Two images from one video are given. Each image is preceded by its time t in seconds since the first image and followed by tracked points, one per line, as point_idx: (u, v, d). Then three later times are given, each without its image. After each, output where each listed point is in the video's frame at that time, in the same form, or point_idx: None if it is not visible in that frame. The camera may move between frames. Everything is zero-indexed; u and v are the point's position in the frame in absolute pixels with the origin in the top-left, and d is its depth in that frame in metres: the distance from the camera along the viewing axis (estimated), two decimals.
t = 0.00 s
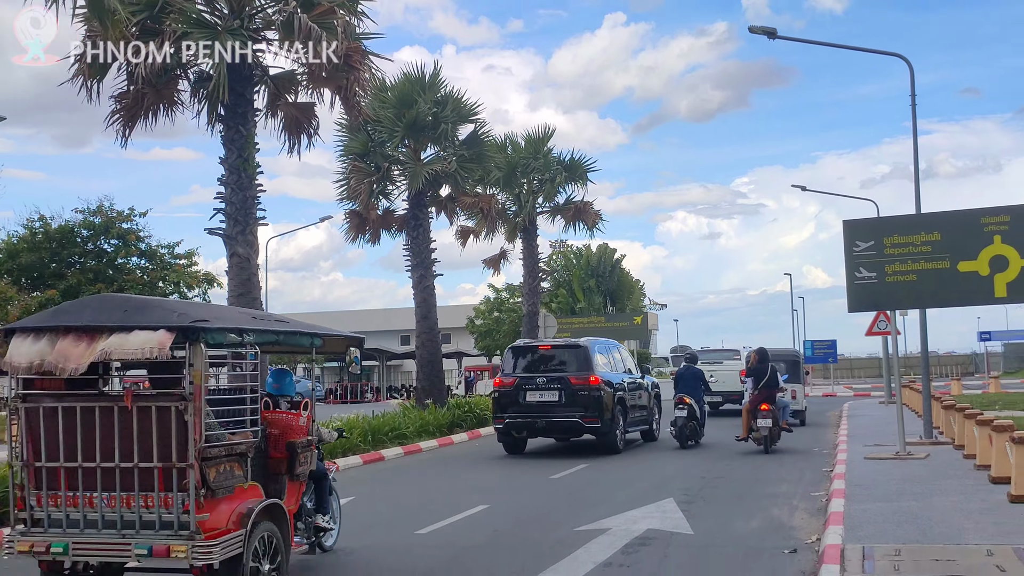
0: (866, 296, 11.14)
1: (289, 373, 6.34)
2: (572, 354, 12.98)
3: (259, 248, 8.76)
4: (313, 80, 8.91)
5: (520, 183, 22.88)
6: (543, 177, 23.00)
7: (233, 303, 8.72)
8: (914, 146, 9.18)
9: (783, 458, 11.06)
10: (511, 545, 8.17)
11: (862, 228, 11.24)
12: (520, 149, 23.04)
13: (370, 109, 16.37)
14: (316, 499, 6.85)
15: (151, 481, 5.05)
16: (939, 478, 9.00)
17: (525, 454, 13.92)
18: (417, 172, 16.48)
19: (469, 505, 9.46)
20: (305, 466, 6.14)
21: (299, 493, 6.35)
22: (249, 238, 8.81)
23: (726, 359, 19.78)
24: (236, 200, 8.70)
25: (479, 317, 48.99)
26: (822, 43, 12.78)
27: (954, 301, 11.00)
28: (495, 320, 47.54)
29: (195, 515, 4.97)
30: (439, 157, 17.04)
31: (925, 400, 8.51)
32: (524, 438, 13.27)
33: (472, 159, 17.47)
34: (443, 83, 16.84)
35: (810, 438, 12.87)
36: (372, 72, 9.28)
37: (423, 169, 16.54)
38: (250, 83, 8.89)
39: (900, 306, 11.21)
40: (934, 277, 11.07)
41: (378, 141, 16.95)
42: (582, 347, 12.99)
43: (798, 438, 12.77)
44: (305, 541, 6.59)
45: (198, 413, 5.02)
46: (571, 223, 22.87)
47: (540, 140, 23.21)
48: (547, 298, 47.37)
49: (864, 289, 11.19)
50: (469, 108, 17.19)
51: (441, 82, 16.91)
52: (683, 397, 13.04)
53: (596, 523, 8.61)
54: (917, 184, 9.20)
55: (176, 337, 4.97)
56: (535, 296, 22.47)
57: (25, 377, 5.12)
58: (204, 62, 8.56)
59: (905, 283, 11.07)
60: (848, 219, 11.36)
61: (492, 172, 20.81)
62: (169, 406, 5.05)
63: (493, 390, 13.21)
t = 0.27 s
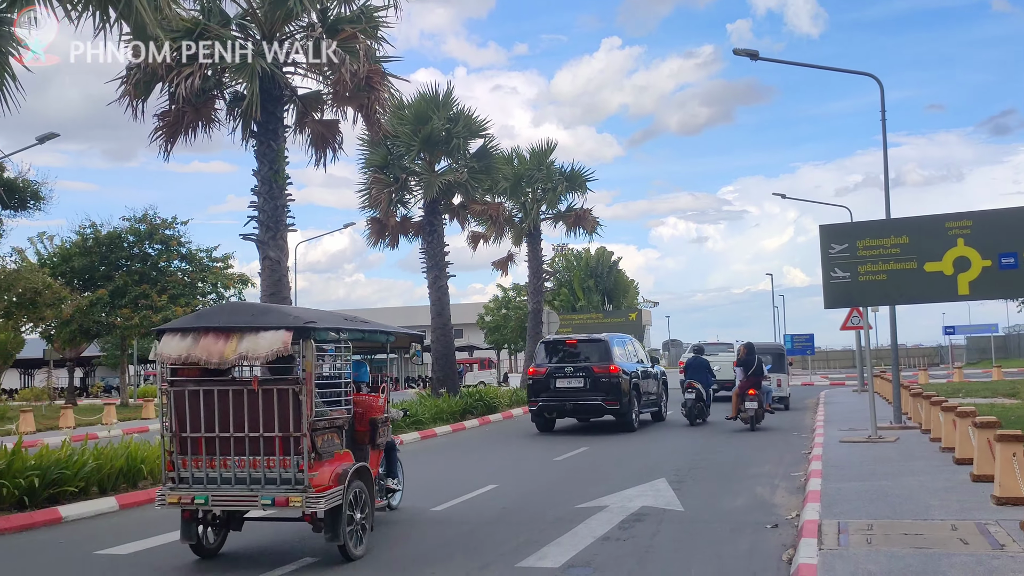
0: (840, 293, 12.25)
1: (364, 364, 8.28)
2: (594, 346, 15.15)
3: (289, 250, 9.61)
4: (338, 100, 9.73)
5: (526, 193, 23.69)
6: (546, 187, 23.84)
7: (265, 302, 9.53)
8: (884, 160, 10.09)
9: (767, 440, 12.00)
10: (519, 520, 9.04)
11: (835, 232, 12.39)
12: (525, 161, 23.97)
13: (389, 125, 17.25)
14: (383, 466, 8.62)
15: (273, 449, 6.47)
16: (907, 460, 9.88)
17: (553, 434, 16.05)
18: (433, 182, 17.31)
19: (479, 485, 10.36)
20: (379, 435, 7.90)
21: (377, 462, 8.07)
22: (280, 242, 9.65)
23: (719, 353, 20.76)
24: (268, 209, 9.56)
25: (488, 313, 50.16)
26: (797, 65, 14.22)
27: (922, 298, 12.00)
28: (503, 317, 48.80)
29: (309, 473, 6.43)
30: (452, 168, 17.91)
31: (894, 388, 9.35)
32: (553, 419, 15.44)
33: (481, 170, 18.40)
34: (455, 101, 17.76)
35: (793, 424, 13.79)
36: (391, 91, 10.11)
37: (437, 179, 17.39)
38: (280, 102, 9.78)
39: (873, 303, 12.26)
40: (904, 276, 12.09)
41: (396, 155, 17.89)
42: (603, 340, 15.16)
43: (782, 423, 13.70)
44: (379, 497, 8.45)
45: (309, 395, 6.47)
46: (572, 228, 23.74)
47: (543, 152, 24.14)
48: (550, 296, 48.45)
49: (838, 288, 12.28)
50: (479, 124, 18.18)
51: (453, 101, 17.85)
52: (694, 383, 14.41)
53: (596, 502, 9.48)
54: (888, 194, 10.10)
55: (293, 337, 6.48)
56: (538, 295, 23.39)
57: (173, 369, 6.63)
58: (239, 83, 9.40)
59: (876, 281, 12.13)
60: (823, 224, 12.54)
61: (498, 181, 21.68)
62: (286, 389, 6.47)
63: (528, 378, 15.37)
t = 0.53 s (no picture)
0: (835, 291, 13.03)
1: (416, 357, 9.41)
2: (616, 343, 17.00)
3: (303, 251, 9.95)
4: (350, 106, 10.05)
5: (531, 195, 24.04)
6: (551, 189, 24.19)
7: (280, 300, 9.86)
8: (878, 164, 10.46)
9: (766, 433, 12.39)
10: (526, 510, 9.36)
11: (831, 233, 13.01)
12: (530, 164, 24.34)
13: (399, 130, 17.61)
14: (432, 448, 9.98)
15: (348, 432, 7.78)
16: (900, 453, 10.23)
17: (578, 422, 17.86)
18: (441, 185, 17.68)
19: (487, 476, 10.72)
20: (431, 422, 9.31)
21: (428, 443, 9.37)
22: (294, 243, 9.99)
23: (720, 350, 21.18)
24: (283, 212, 9.89)
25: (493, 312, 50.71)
26: (793, 72, 15.05)
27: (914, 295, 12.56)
28: (509, 316, 49.36)
29: (379, 452, 7.75)
30: (461, 172, 18.29)
31: (888, 382, 9.68)
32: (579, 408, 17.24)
33: (489, 173, 18.77)
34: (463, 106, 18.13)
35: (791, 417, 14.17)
36: (401, 98, 10.44)
37: (446, 182, 17.75)
38: (295, 109, 10.12)
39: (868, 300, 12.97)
40: (896, 276, 12.64)
41: (406, 159, 18.24)
42: (623, 338, 16.99)
43: (781, 417, 14.08)
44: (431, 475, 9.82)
45: (379, 385, 7.77)
46: (576, 229, 24.11)
47: (549, 156, 24.52)
48: (554, 295, 48.92)
49: (833, 286, 13.07)
50: (486, 128, 18.54)
51: (461, 105, 18.23)
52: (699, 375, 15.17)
53: (600, 493, 9.80)
54: (883, 196, 10.46)
55: (365, 337, 7.75)
56: (544, 294, 23.79)
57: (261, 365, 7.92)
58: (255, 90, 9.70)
59: (868, 281, 12.79)
60: (821, 225, 13.14)
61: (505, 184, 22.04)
62: (360, 381, 7.77)
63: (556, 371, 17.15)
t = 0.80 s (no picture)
0: (836, 290, 13.17)
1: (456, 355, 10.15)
2: (635, 340, 18.28)
3: (312, 251, 10.12)
4: (358, 109, 10.22)
5: (537, 196, 24.22)
6: (556, 190, 24.34)
7: (290, 297, 10.04)
8: (879, 165, 10.63)
9: (767, 429, 12.57)
10: (532, 505, 9.53)
11: (832, 232, 13.11)
12: (536, 166, 24.49)
13: (407, 133, 17.76)
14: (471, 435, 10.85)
15: (403, 419, 8.97)
16: (900, 449, 10.39)
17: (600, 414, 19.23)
18: (448, 186, 17.85)
19: (493, 472, 10.90)
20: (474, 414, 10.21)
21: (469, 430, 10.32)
22: (304, 244, 10.16)
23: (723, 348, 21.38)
24: (293, 212, 10.07)
25: (499, 310, 51.03)
26: (791, 73, 15.13)
27: (914, 294, 12.71)
28: (514, 314, 49.66)
29: (431, 436, 8.91)
30: (467, 173, 18.46)
31: (888, 379, 9.83)
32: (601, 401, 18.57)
33: (494, 175, 18.95)
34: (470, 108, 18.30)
35: (793, 414, 14.33)
36: (408, 100, 10.60)
37: (453, 183, 17.92)
38: (304, 111, 10.29)
39: (868, 299, 13.08)
40: (896, 274, 12.77)
41: (414, 161, 18.40)
42: (642, 335, 18.27)
43: (783, 413, 14.25)
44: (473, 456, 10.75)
45: (429, 376, 9.00)
46: (580, 230, 24.27)
47: (554, 157, 24.67)
48: (559, 294, 49.12)
49: (834, 284, 13.19)
50: (492, 130, 18.71)
51: (467, 107, 18.39)
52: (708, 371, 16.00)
53: (605, 489, 9.96)
54: (883, 196, 10.62)
55: (417, 336, 9.00)
56: (549, 292, 23.96)
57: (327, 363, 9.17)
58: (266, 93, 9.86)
59: (868, 280, 12.90)
60: (821, 224, 13.23)
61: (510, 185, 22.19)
62: (413, 373, 8.99)
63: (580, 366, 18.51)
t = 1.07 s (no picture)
0: (835, 287, 13.26)
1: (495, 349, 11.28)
2: (652, 337, 19.65)
3: (326, 251, 10.41)
4: (370, 113, 10.50)
5: (543, 197, 24.51)
6: (562, 192, 24.64)
7: (304, 295, 10.35)
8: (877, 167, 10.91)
9: (769, 423, 12.85)
10: (539, 497, 9.81)
11: (831, 231, 13.35)
12: (542, 168, 24.78)
13: (416, 136, 18.06)
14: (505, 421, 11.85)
15: (448, 407, 9.94)
16: (898, 443, 10.65)
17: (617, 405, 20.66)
18: (457, 187, 18.17)
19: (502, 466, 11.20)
20: (508, 403, 11.15)
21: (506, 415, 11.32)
22: (317, 244, 10.46)
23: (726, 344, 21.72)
24: (307, 214, 10.37)
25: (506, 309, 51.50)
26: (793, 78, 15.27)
27: (911, 292, 12.89)
28: (521, 313, 50.13)
29: (474, 421, 9.90)
30: (475, 175, 18.78)
31: (886, 375, 10.10)
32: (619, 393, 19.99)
33: (502, 177, 19.26)
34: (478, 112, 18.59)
35: (794, 408, 14.62)
36: (419, 105, 10.88)
37: (462, 185, 18.23)
38: (317, 116, 10.59)
39: (867, 297, 13.22)
40: (894, 273, 12.99)
41: (423, 163, 18.72)
42: (658, 332, 19.63)
43: (784, 407, 14.53)
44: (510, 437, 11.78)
45: (473, 369, 9.99)
46: (586, 230, 24.57)
47: (560, 160, 24.97)
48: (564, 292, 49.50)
49: (833, 282, 13.29)
50: (499, 133, 19.02)
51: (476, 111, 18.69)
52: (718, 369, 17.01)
53: (610, 481, 10.24)
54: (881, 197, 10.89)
55: (462, 334, 10.05)
56: (555, 291, 24.28)
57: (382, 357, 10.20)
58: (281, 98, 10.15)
59: (867, 277, 13.09)
60: (820, 224, 13.49)
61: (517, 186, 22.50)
62: (459, 366, 9.98)
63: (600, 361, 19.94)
